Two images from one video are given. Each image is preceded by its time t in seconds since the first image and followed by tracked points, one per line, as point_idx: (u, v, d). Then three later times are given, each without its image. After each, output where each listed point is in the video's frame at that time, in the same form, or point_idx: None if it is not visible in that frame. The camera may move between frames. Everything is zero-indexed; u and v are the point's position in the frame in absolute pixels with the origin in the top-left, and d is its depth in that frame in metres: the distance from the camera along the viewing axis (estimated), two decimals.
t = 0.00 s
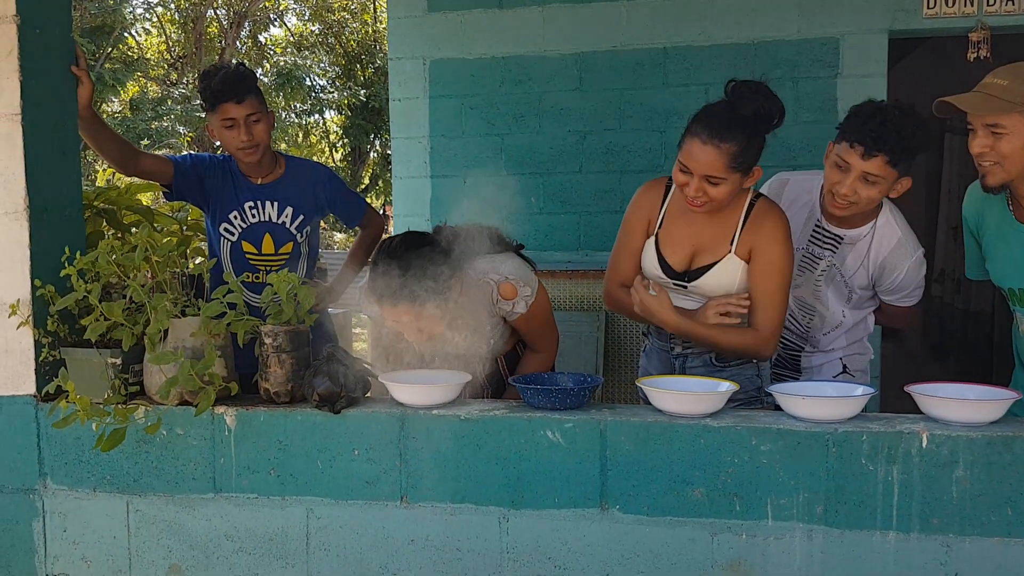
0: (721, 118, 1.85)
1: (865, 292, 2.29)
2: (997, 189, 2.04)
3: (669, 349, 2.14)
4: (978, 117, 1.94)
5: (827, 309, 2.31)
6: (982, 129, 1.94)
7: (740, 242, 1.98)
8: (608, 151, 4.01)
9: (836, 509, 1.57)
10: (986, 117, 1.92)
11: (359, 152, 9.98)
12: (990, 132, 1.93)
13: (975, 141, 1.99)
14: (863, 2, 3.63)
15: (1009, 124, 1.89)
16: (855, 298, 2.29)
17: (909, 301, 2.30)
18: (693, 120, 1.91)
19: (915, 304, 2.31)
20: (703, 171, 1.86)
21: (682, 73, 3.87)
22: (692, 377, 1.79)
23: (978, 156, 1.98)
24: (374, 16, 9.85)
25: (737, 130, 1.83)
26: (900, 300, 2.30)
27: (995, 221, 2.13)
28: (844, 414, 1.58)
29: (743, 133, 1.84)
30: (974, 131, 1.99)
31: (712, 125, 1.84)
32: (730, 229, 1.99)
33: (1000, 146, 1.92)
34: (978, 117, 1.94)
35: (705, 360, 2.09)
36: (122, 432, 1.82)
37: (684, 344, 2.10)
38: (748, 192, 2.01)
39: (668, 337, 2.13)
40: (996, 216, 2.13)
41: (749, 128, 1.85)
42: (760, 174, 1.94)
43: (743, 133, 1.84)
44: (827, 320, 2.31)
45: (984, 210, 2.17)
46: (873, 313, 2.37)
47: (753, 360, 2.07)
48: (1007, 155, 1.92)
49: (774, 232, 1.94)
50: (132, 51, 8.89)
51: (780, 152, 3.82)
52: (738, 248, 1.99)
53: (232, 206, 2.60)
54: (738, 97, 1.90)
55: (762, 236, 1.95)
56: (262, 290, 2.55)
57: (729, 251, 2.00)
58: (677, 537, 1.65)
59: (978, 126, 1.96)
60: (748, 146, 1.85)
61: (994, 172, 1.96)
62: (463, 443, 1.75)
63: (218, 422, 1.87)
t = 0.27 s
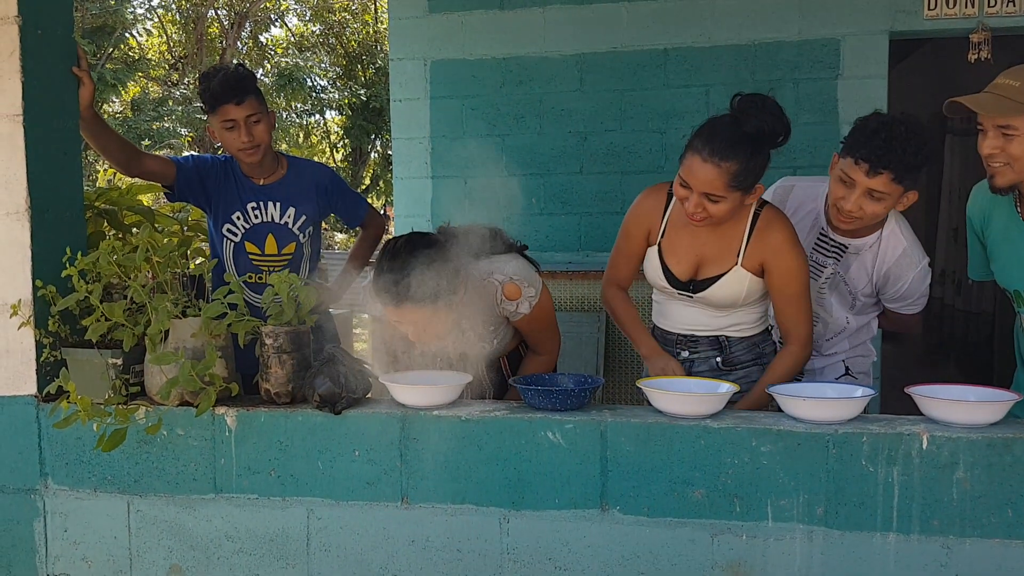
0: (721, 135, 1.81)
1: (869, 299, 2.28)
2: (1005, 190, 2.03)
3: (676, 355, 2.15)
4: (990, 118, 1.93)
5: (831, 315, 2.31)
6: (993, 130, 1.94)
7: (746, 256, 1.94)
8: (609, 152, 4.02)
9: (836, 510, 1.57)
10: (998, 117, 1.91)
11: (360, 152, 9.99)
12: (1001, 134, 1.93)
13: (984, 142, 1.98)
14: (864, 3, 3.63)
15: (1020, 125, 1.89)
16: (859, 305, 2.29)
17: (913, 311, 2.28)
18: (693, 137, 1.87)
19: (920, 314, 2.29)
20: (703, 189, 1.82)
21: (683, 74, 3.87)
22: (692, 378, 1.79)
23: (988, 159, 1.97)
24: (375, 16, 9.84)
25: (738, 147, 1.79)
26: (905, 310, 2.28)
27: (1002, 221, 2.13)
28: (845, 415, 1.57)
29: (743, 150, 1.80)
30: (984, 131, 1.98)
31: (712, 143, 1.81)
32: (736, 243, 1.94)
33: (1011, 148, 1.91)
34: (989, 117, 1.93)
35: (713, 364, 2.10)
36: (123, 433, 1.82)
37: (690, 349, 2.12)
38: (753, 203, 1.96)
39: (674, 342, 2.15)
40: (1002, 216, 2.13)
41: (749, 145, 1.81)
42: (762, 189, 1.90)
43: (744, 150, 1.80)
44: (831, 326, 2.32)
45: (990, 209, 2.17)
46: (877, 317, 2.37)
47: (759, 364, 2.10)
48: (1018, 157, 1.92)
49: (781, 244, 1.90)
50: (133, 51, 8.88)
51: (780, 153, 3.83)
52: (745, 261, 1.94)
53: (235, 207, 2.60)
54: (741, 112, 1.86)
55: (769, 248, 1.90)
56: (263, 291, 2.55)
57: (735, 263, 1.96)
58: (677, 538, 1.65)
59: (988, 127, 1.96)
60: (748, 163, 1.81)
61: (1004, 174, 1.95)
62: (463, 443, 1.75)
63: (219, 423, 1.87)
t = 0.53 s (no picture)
0: (728, 136, 1.81)
1: (873, 303, 2.28)
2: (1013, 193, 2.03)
3: (679, 354, 2.15)
4: (999, 121, 1.93)
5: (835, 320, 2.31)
6: (1003, 133, 1.94)
7: (754, 256, 1.93)
8: (611, 152, 4.02)
9: (837, 511, 1.58)
10: (1007, 120, 1.92)
11: (362, 151, 9.99)
12: (1010, 136, 1.93)
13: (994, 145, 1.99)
14: (866, 4, 3.63)
15: None
16: (863, 309, 2.28)
17: (916, 312, 2.29)
18: (700, 137, 1.87)
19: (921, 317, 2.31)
20: (707, 189, 1.83)
21: (684, 74, 3.87)
22: (693, 379, 1.79)
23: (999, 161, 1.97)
24: (377, 16, 9.84)
25: (744, 149, 1.79)
26: (906, 312, 2.30)
27: (1007, 221, 2.14)
28: (845, 415, 1.57)
29: (749, 152, 1.80)
30: (992, 133, 1.99)
31: (718, 144, 1.81)
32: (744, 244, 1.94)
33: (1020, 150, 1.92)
34: (999, 120, 1.93)
35: (717, 366, 2.09)
36: (125, 432, 1.82)
37: (695, 351, 2.11)
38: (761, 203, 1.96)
39: (679, 342, 2.15)
40: (1007, 216, 2.13)
41: (756, 146, 1.81)
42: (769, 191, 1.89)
43: (750, 151, 1.80)
44: (835, 330, 2.31)
45: (995, 210, 2.18)
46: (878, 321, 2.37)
47: (765, 368, 2.08)
48: None
49: (790, 245, 1.89)
50: (135, 51, 8.88)
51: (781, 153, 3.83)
52: (752, 262, 1.94)
53: (237, 209, 2.61)
54: (751, 113, 1.85)
55: (776, 250, 1.90)
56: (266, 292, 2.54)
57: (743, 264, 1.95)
58: (677, 538, 1.65)
59: (997, 130, 1.96)
60: (754, 164, 1.81)
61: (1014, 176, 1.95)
62: (464, 443, 1.75)
63: (220, 422, 1.87)
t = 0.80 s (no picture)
0: (734, 124, 1.82)
1: (876, 295, 2.24)
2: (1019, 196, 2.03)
3: (683, 354, 2.14)
4: (1007, 123, 1.93)
5: (837, 313, 2.26)
6: (1011, 135, 1.94)
7: (759, 254, 1.92)
8: (612, 154, 4.02)
9: (838, 513, 1.57)
10: (1015, 122, 1.92)
11: (364, 153, 10.00)
12: (1018, 138, 1.93)
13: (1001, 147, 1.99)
14: (868, 6, 3.63)
15: None
16: (868, 301, 2.24)
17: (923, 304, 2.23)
18: (708, 126, 1.88)
19: (927, 310, 2.25)
20: (711, 176, 1.83)
21: (686, 76, 3.87)
22: (694, 381, 1.79)
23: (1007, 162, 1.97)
24: (379, 18, 9.84)
25: (749, 137, 1.80)
26: (912, 305, 2.24)
27: (1012, 223, 2.14)
28: (847, 418, 1.57)
29: (753, 140, 1.80)
30: (1001, 135, 1.99)
31: (723, 131, 1.82)
32: (751, 240, 1.93)
33: None
34: (1007, 122, 1.93)
35: (719, 367, 2.09)
36: (126, 434, 1.83)
37: (698, 350, 2.10)
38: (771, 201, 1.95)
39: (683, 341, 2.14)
40: (1012, 217, 2.14)
41: (761, 136, 1.81)
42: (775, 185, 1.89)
43: (755, 140, 1.80)
44: (838, 325, 2.26)
45: (1000, 211, 2.18)
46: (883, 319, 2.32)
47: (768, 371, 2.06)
48: None
49: (795, 244, 1.88)
50: (137, 52, 8.89)
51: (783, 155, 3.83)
52: (756, 260, 1.93)
53: (231, 221, 2.58)
54: (761, 104, 1.86)
55: (781, 248, 1.89)
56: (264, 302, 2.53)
57: (747, 261, 1.94)
58: (678, 540, 1.65)
59: (1005, 132, 1.96)
60: (759, 154, 1.80)
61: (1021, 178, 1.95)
62: (465, 445, 1.75)
63: (221, 423, 1.87)
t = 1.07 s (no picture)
0: (727, 111, 1.83)
1: (866, 275, 2.19)
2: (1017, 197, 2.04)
3: (678, 352, 2.13)
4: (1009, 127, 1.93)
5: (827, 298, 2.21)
6: (1011, 138, 1.94)
7: (754, 251, 1.92)
8: (609, 157, 4.03)
9: (833, 515, 1.58)
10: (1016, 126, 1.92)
11: (361, 156, 10.01)
12: (1019, 141, 1.93)
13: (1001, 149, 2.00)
14: (864, 9, 3.64)
15: None
16: (857, 282, 2.19)
17: (914, 281, 2.16)
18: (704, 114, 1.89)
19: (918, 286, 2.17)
20: (703, 162, 1.85)
21: (683, 79, 3.88)
22: (690, 384, 1.79)
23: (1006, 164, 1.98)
24: (377, 21, 9.85)
25: (741, 124, 1.81)
26: (903, 282, 2.17)
27: (1008, 223, 2.15)
28: (842, 421, 1.57)
29: (744, 126, 1.81)
30: (1001, 136, 1.99)
31: (716, 117, 1.84)
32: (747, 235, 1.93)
33: None
34: (1008, 126, 1.93)
35: (711, 367, 2.07)
36: (122, 438, 1.83)
37: (692, 349, 2.09)
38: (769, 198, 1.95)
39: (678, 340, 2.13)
40: (1007, 218, 2.15)
41: (754, 123, 1.82)
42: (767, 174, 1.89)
43: (747, 128, 1.80)
44: (828, 312, 2.20)
45: (995, 211, 2.19)
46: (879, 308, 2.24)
47: (761, 374, 2.05)
48: None
49: (791, 240, 1.87)
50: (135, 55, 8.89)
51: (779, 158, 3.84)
52: (751, 256, 1.92)
53: (223, 231, 2.59)
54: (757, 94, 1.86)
55: (776, 244, 1.88)
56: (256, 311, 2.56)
57: (742, 256, 1.93)
58: (674, 543, 1.66)
59: (1006, 135, 1.96)
60: (750, 141, 1.81)
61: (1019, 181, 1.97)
62: (462, 448, 1.75)
63: (218, 427, 1.87)
